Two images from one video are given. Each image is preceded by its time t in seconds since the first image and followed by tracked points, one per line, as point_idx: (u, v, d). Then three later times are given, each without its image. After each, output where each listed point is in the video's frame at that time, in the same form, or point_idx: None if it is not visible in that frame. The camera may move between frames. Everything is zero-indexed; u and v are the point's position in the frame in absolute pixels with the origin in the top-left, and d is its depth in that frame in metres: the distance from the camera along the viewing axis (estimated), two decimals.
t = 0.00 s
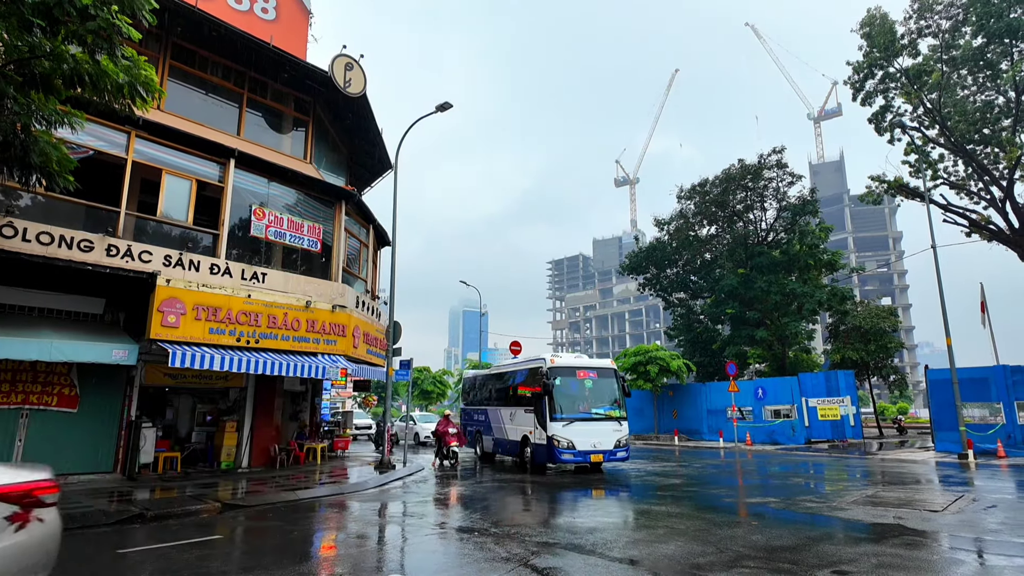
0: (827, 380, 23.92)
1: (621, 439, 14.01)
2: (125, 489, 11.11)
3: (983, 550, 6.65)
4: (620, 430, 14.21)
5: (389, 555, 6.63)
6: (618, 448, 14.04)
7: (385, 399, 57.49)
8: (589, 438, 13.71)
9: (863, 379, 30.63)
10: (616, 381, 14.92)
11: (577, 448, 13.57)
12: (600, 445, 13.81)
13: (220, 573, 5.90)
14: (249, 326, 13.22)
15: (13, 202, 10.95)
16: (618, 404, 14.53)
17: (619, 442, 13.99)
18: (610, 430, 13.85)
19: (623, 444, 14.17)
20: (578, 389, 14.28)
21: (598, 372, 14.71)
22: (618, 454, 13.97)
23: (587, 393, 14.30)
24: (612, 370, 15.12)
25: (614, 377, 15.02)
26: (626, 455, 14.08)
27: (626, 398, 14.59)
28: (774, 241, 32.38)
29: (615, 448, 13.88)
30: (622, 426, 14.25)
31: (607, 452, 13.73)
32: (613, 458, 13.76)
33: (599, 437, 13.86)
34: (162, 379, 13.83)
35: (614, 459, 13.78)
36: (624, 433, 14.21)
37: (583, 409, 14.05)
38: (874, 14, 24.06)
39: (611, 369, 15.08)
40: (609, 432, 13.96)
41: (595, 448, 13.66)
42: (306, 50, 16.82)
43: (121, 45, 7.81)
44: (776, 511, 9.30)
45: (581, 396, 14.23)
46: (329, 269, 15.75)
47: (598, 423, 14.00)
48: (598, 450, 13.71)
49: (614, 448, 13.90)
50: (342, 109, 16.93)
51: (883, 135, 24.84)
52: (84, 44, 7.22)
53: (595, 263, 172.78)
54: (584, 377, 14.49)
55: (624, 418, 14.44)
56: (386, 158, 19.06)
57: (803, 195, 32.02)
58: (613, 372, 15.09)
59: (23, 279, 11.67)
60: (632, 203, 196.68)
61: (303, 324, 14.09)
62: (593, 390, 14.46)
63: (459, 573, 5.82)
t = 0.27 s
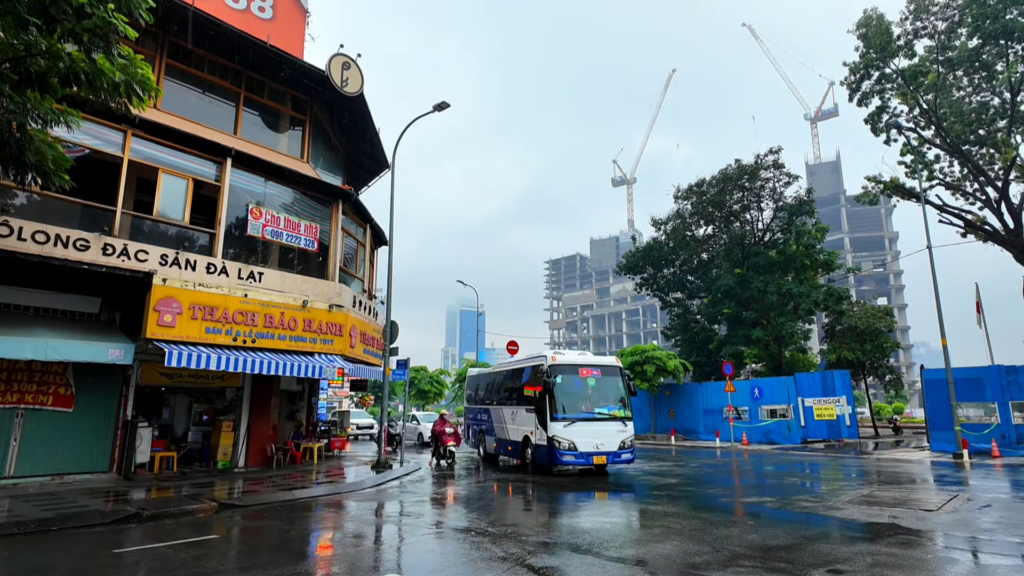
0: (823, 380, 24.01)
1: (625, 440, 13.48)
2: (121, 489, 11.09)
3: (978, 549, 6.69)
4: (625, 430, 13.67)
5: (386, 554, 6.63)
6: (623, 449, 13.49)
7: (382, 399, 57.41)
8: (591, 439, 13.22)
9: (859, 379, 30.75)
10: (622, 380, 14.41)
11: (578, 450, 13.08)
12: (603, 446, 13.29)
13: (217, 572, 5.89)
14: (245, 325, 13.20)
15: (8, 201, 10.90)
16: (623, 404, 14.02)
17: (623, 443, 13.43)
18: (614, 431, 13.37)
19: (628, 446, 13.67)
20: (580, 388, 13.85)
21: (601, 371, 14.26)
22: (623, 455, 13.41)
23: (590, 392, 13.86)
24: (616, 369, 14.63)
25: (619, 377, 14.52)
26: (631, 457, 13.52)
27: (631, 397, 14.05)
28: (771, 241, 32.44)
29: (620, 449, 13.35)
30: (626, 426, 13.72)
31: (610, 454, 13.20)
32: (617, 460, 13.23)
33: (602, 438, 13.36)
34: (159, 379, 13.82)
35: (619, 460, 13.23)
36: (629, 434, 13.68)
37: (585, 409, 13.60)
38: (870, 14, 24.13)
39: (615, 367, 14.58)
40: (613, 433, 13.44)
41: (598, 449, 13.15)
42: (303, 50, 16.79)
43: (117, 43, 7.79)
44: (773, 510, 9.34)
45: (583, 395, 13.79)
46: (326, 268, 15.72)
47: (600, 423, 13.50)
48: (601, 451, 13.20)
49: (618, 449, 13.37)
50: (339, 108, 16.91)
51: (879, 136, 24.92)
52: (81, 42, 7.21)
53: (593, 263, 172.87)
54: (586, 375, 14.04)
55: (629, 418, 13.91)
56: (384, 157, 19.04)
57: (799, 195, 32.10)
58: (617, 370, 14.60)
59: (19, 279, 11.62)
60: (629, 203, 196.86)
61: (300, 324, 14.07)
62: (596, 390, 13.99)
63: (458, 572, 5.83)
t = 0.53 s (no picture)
0: (819, 380, 24.18)
1: (630, 442, 12.43)
2: (116, 489, 11.06)
3: (971, 549, 6.73)
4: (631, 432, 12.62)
5: (383, 554, 6.62)
6: (628, 452, 12.41)
7: (378, 399, 57.35)
8: (594, 440, 12.16)
9: (854, 379, 30.87)
10: (628, 379, 13.39)
11: (580, 451, 12.01)
12: (606, 448, 12.24)
13: (212, 572, 5.87)
14: (241, 325, 13.17)
15: (3, 200, 10.85)
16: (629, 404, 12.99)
17: (628, 445, 12.38)
18: (619, 432, 12.32)
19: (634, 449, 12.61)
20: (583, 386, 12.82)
21: (605, 368, 13.25)
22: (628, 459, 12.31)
23: (593, 390, 12.83)
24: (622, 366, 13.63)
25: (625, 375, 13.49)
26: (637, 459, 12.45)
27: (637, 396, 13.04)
28: (767, 241, 32.53)
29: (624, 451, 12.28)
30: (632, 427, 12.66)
31: (614, 457, 12.16)
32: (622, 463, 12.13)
33: (606, 439, 12.31)
34: (154, 379, 13.79)
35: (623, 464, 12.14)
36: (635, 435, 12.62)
37: (588, 408, 12.56)
38: (866, 16, 24.22)
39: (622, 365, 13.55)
40: (617, 434, 12.38)
41: (600, 451, 12.10)
42: (300, 49, 16.76)
43: (113, 41, 7.76)
44: (768, 509, 9.37)
45: (586, 393, 12.77)
46: (322, 268, 15.70)
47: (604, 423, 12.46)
48: (603, 453, 12.14)
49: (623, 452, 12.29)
50: (336, 108, 16.87)
51: (874, 137, 25.01)
52: (76, 41, 7.19)
53: (589, 264, 173.02)
54: (589, 372, 13.03)
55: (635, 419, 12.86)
56: (380, 157, 19.02)
57: (795, 196, 32.17)
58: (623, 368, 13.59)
59: (13, 278, 11.56)
60: (626, 203, 197.16)
61: (296, 323, 14.06)
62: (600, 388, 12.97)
63: (454, 572, 5.84)
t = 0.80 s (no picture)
0: (815, 380, 24.21)
1: (633, 443, 12.04)
2: (112, 489, 11.05)
3: (966, 548, 6.77)
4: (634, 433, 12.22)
5: (380, 554, 6.64)
6: (631, 454, 12.01)
7: (375, 399, 57.30)
8: (593, 442, 11.81)
9: (851, 379, 30.97)
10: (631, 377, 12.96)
11: (579, 453, 11.68)
12: (607, 450, 11.89)
13: (209, 572, 5.88)
14: (238, 325, 13.16)
15: None
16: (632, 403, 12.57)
17: (630, 446, 12.01)
18: (621, 432, 11.93)
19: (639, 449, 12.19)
20: (584, 385, 12.45)
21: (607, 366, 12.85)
22: (631, 461, 11.91)
23: (593, 389, 12.45)
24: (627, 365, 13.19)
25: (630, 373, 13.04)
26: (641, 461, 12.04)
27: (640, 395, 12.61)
28: (764, 242, 32.59)
29: (627, 453, 11.89)
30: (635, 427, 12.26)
31: (616, 458, 11.76)
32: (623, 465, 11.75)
33: (607, 441, 11.94)
34: (151, 379, 13.75)
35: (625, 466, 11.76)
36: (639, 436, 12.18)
37: (588, 408, 12.20)
38: (862, 17, 24.29)
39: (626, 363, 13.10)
40: (618, 435, 11.99)
41: (601, 453, 11.73)
42: (297, 49, 16.74)
43: (110, 41, 7.76)
44: (765, 509, 9.40)
45: (586, 392, 12.43)
46: (319, 268, 15.69)
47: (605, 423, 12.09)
48: (604, 455, 11.77)
49: (626, 453, 11.90)
50: (333, 108, 16.85)
51: (871, 137, 25.09)
52: (72, 40, 7.17)
53: (586, 264, 173.12)
54: (589, 370, 12.64)
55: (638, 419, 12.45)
56: (378, 157, 19.01)
57: (792, 196, 32.23)
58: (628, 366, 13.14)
59: (9, 277, 11.52)
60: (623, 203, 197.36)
61: (293, 323, 14.05)
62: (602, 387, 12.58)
63: (452, 572, 5.85)
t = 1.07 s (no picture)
0: (810, 380, 24.26)
1: (633, 444, 11.76)
2: (107, 489, 11.02)
3: (959, 547, 6.81)
4: (635, 434, 11.93)
5: (375, 554, 6.64)
6: (632, 456, 11.76)
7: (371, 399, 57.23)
8: (591, 443, 11.57)
9: (846, 379, 31.09)
10: (632, 373, 12.66)
11: (575, 455, 11.47)
12: (606, 451, 11.64)
13: (204, 572, 5.87)
14: (234, 325, 13.13)
15: None
16: (633, 401, 12.29)
17: (631, 447, 11.75)
18: (619, 433, 11.64)
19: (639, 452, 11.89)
20: (582, 382, 12.20)
21: (606, 362, 12.57)
22: (631, 463, 11.65)
23: (591, 387, 12.18)
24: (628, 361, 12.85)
25: (631, 370, 12.71)
26: (641, 464, 11.77)
27: (639, 393, 12.31)
28: (759, 242, 32.68)
29: (627, 455, 11.63)
30: (635, 427, 11.97)
31: (614, 461, 11.50)
32: (622, 468, 11.50)
33: (606, 442, 11.70)
34: (145, 379, 13.71)
35: (624, 469, 11.50)
36: (639, 437, 11.89)
37: (586, 406, 11.96)
38: (858, 18, 24.39)
39: (626, 359, 12.77)
40: (618, 435, 11.72)
41: (599, 454, 11.49)
42: (293, 48, 16.71)
43: (105, 40, 7.74)
44: (760, 509, 9.43)
45: (584, 389, 12.18)
46: (315, 267, 15.67)
47: (603, 423, 11.83)
48: (603, 457, 11.53)
49: (625, 455, 11.64)
50: (329, 107, 16.83)
51: (866, 138, 25.19)
52: (67, 39, 7.15)
53: (583, 264, 173.31)
54: (588, 367, 12.37)
55: (640, 418, 12.15)
56: (374, 156, 18.99)
57: (787, 197, 32.33)
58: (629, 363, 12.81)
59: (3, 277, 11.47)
60: (620, 203, 197.65)
61: (289, 323, 14.03)
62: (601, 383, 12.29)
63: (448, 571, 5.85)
